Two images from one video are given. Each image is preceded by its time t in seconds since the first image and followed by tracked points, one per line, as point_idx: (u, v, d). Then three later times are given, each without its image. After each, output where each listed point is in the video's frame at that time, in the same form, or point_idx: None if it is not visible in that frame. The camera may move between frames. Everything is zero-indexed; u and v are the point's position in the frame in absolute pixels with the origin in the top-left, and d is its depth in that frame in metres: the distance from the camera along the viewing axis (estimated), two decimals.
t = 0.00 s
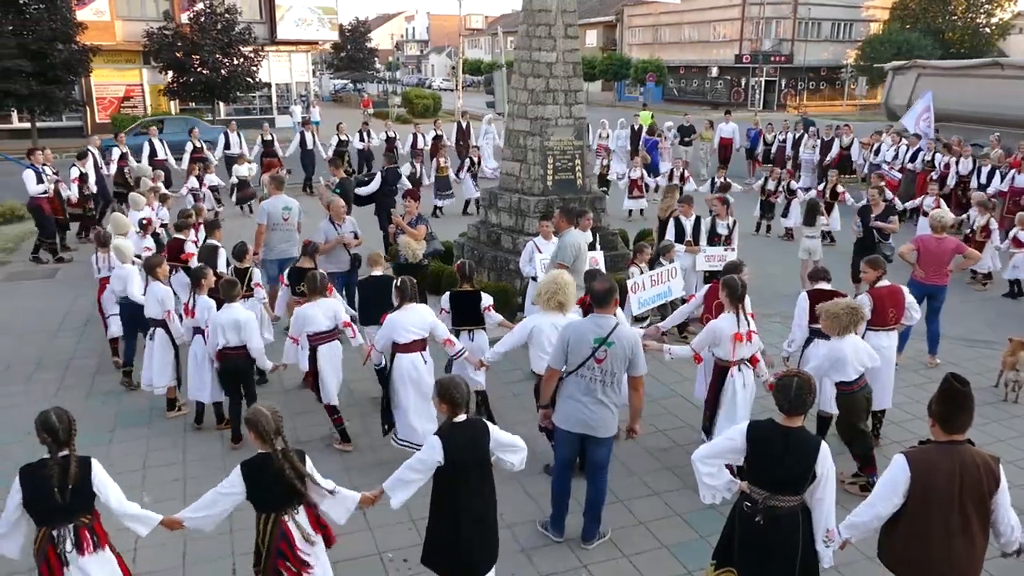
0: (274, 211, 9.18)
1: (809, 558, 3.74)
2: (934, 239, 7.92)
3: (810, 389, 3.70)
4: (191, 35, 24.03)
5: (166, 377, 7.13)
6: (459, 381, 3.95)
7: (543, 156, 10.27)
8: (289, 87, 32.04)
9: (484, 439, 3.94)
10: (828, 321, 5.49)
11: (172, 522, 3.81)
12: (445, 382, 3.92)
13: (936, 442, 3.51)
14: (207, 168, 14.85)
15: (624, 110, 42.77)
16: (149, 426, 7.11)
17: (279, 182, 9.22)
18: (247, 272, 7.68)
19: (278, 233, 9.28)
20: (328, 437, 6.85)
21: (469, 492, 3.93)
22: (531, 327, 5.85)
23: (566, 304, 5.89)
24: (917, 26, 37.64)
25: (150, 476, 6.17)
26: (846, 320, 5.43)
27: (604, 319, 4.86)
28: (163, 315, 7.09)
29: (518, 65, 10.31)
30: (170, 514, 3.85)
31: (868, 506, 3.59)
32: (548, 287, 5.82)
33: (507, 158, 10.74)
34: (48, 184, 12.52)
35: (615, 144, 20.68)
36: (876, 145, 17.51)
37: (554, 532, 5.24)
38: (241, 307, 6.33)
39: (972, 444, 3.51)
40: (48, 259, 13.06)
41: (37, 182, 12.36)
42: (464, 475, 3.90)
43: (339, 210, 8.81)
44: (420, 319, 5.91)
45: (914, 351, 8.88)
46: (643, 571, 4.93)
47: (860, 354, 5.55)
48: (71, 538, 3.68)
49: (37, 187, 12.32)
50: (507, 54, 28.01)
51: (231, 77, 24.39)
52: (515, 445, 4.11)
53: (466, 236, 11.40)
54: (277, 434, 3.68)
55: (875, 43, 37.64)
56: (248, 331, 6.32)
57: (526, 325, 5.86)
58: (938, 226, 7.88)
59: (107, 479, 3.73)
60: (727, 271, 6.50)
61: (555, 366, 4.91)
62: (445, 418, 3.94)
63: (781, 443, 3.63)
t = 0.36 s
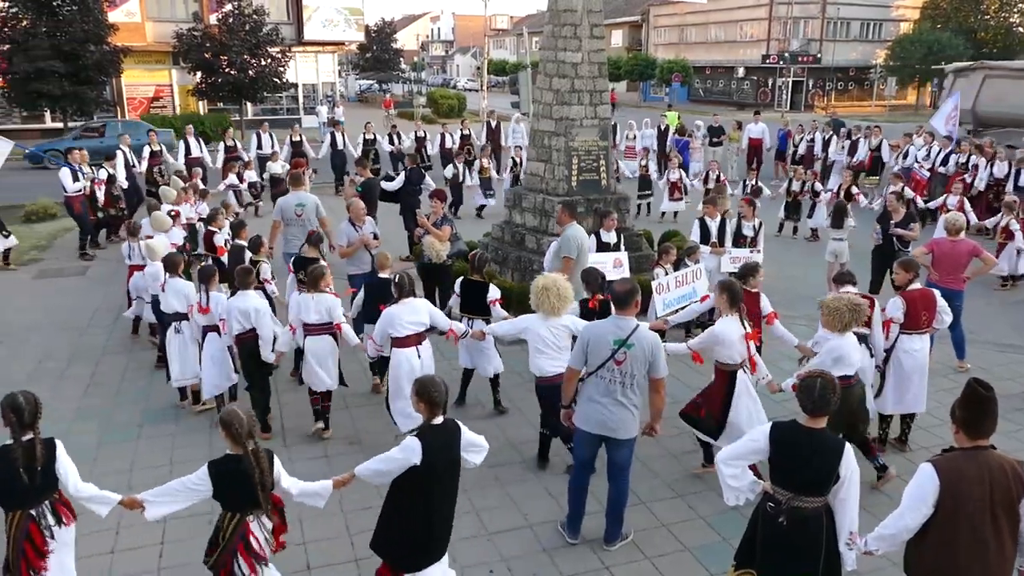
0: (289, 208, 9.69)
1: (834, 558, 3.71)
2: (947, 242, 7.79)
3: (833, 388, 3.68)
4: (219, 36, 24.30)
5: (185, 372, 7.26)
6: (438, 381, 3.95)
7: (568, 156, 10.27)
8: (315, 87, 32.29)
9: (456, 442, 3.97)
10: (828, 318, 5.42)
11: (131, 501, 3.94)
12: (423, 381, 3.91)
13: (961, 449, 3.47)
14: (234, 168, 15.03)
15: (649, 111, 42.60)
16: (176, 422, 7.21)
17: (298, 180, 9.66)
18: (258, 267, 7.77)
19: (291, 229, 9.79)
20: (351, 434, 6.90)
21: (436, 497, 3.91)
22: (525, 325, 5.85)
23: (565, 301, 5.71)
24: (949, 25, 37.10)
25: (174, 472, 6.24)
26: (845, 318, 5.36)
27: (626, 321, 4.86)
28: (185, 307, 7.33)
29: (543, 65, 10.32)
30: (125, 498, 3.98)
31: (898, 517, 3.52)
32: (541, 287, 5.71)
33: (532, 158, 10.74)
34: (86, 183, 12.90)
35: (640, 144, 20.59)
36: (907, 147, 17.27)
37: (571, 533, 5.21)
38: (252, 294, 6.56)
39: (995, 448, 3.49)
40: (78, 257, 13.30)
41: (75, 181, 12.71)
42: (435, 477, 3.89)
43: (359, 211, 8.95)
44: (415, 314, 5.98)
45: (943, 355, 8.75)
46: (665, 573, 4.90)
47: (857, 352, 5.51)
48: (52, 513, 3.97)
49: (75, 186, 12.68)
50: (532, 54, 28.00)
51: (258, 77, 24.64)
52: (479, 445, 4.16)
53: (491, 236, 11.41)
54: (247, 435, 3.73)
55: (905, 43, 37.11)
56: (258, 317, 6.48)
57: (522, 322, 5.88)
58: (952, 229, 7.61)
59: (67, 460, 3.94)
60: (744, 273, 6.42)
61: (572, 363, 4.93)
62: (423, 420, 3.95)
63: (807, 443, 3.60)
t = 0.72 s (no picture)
0: (313, 203, 9.89)
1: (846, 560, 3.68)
2: (971, 245, 7.69)
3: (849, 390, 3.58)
4: (246, 36, 24.54)
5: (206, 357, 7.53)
6: (411, 369, 3.98)
7: (592, 156, 10.25)
8: (340, 86, 32.46)
9: (432, 432, 3.98)
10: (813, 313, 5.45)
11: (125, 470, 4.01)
12: (396, 371, 3.93)
13: (950, 455, 3.42)
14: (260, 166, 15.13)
15: (673, 111, 42.36)
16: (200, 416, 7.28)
17: (322, 176, 9.87)
18: (275, 262, 7.85)
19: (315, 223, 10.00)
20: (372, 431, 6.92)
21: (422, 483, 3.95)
22: (513, 321, 5.81)
23: (547, 300, 5.78)
24: (980, 26, 36.55)
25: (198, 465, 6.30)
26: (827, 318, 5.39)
27: (634, 319, 4.82)
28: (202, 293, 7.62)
29: (567, 65, 10.29)
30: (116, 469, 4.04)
31: (902, 526, 3.43)
32: (525, 286, 5.76)
33: (555, 158, 10.72)
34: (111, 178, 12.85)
35: (664, 145, 20.49)
36: (937, 149, 17.02)
37: (590, 534, 5.19)
38: (265, 286, 6.92)
39: (981, 450, 3.44)
40: (106, 253, 13.46)
41: (100, 175, 12.68)
42: (419, 463, 3.93)
43: (382, 211, 8.95)
44: (403, 307, 6.06)
45: (972, 361, 8.61)
46: None
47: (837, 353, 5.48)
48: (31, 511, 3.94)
49: (100, 180, 12.62)
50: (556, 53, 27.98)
51: (284, 76, 24.83)
52: (459, 428, 4.14)
53: (513, 236, 11.40)
54: (221, 428, 3.78)
55: (935, 44, 36.61)
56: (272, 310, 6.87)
57: (509, 318, 5.84)
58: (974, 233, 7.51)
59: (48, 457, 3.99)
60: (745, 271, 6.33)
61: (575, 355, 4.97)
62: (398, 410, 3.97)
63: (819, 442, 3.56)
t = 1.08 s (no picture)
0: (352, 197, 10.23)
1: (849, 562, 3.70)
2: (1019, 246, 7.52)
3: (854, 392, 3.65)
4: (281, 37, 24.82)
5: (229, 341, 8.09)
6: (406, 366, 3.98)
7: (624, 156, 10.21)
8: (372, 86, 32.64)
9: (422, 428, 3.96)
10: (796, 315, 5.46)
11: (120, 512, 3.96)
12: (389, 365, 3.95)
13: (967, 454, 3.37)
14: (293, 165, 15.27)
15: (706, 112, 42.00)
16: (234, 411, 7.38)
17: (361, 173, 10.24)
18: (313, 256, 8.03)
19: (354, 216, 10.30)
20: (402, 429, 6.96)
21: (406, 481, 3.91)
22: (497, 317, 5.89)
23: (532, 294, 5.89)
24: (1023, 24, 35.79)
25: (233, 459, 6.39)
26: (818, 319, 5.38)
27: (655, 318, 4.78)
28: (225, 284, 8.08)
29: (600, 65, 10.24)
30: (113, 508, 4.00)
31: (916, 526, 3.37)
32: (512, 278, 5.86)
33: (587, 158, 10.69)
34: (146, 175, 13.06)
35: (696, 145, 20.33)
36: (977, 150, 16.68)
37: (620, 536, 5.17)
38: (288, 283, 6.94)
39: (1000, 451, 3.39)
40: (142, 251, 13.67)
41: (135, 175, 12.84)
42: (401, 460, 3.89)
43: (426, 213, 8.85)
44: (409, 304, 6.18)
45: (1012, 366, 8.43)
46: None
47: (821, 357, 5.45)
48: (2, 521, 3.96)
49: (134, 178, 12.86)
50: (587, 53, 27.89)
51: (318, 76, 25.05)
52: (454, 431, 4.17)
53: (544, 235, 11.37)
54: (217, 421, 3.82)
55: (976, 43, 35.90)
56: (294, 309, 6.90)
57: (493, 315, 5.92)
58: None
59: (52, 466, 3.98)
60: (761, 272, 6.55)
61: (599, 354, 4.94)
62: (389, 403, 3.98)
63: (819, 442, 3.63)
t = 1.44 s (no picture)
0: (387, 194, 10.31)
1: (859, 563, 3.66)
2: None
3: (872, 394, 3.60)
4: (319, 37, 25.08)
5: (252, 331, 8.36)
6: (429, 356, 3.96)
7: (660, 156, 10.15)
8: (408, 86, 32.82)
9: (443, 428, 3.91)
10: (801, 313, 5.43)
11: (169, 480, 4.14)
12: (412, 360, 3.92)
13: (994, 461, 3.37)
14: (329, 164, 15.43)
15: (743, 112, 41.55)
16: (270, 405, 7.46)
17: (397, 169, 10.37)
18: (353, 255, 8.17)
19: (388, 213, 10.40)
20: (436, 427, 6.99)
21: (420, 469, 3.89)
22: (500, 315, 5.89)
23: (536, 291, 5.89)
24: None
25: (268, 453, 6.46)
26: (823, 320, 5.33)
27: (688, 319, 4.73)
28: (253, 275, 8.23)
29: (637, 65, 10.20)
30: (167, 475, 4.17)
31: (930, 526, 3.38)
32: (513, 274, 5.86)
33: (623, 158, 10.63)
34: (184, 173, 13.25)
35: (733, 145, 20.12)
36: None
37: (653, 538, 5.14)
38: (319, 277, 7.01)
39: None
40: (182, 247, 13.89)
41: (173, 172, 13.07)
42: (414, 447, 3.88)
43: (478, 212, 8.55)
44: (425, 306, 6.25)
45: None
46: None
47: (823, 362, 5.39)
48: (66, 490, 4.10)
49: (172, 175, 13.05)
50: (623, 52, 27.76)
51: (354, 76, 25.27)
52: (479, 435, 4.12)
53: (579, 235, 11.31)
54: (244, 418, 3.85)
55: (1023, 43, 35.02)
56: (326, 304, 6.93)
57: (498, 313, 5.92)
58: None
59: (108, 436, 4.10)
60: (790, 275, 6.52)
61: (632, 356, 4.90)
62: (411, 394, 3.96)
63: (834, 447, 3.59)
